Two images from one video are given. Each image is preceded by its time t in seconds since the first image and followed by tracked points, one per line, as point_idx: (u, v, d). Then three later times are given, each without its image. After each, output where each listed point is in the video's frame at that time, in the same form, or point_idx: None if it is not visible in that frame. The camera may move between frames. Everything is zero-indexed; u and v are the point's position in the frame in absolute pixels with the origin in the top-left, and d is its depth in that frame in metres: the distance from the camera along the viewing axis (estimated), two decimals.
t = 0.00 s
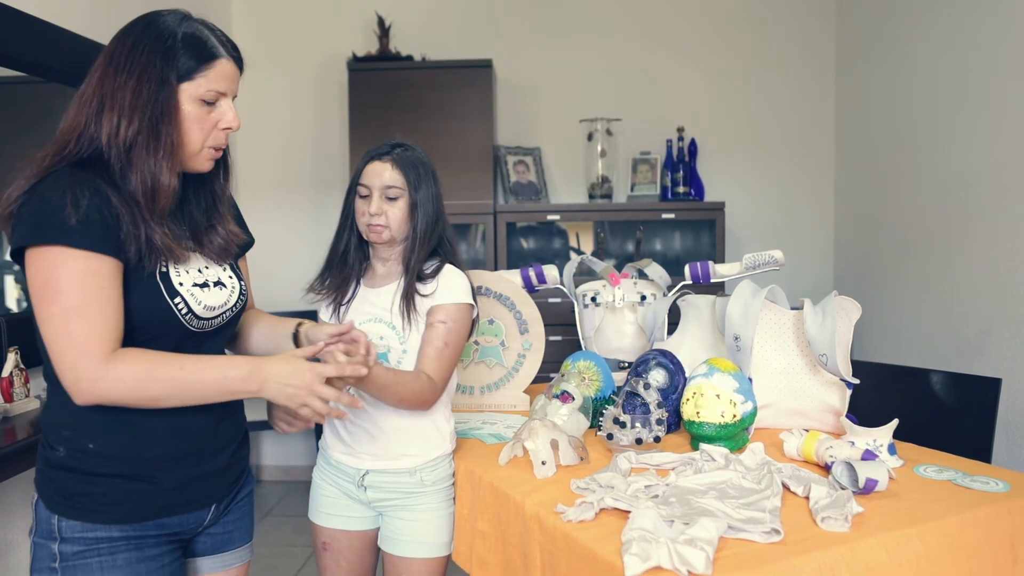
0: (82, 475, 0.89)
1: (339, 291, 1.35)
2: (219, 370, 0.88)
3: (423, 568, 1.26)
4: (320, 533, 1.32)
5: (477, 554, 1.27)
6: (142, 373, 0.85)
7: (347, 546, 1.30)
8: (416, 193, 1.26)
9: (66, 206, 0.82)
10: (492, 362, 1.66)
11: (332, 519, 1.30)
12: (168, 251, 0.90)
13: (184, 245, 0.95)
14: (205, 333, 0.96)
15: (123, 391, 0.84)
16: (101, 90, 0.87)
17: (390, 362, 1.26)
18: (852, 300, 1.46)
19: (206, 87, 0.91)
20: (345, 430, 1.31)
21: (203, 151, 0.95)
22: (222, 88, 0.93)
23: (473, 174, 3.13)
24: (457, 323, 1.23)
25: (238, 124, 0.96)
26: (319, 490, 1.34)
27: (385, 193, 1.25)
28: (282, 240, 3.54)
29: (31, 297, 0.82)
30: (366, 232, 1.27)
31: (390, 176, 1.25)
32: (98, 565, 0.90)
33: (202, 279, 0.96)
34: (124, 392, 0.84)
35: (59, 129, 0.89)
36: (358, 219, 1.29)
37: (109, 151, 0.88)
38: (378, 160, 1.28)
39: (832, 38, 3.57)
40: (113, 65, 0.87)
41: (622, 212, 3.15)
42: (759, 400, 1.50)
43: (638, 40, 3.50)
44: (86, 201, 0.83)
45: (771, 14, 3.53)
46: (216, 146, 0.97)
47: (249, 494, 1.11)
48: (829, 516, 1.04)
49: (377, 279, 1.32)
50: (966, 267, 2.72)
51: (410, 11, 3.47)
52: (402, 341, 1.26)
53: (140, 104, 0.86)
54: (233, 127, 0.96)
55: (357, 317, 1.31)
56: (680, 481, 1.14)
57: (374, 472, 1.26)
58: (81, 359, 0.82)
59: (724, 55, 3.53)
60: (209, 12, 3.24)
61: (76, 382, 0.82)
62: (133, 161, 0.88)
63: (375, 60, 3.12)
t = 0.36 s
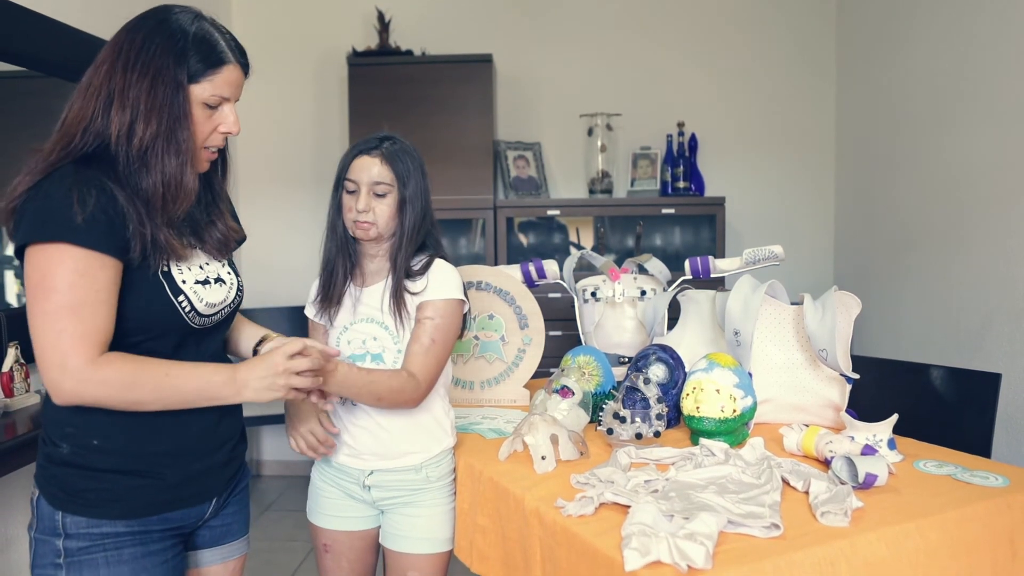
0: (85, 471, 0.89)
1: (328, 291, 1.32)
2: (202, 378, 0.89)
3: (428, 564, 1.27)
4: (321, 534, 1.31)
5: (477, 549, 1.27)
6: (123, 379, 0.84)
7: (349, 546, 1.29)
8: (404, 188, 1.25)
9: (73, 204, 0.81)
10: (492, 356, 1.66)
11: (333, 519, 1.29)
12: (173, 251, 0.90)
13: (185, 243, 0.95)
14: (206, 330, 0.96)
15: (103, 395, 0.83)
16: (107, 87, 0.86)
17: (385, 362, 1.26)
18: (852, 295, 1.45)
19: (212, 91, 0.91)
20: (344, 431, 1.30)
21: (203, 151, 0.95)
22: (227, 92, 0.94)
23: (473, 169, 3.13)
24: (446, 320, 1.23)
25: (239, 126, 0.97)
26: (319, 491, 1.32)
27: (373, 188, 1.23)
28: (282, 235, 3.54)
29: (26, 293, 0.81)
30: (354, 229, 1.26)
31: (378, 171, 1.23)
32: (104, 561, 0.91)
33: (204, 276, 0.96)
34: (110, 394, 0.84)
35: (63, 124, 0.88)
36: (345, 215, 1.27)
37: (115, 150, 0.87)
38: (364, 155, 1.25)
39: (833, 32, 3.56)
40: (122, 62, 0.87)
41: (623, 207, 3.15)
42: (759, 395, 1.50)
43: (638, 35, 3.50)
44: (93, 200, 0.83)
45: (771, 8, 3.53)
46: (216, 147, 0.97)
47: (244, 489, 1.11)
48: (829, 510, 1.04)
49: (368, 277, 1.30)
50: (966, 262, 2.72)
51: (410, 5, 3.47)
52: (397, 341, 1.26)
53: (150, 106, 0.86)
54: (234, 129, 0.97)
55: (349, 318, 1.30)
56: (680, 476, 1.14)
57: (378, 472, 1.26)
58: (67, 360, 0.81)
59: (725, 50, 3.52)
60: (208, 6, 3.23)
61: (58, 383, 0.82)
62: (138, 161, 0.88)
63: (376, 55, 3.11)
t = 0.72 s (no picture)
0: (82, 463, 0.89)
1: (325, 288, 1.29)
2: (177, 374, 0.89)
3: (435, 556, 1.27)
4: (324, 534, 1.29)
5: (479, 541, 1.27)
6: (100, 370, 0.83)
7: (352, 546, 1.28)
8: (402, 181, 1.24)
9: (59, 194, 0.81)
10: (493, 350, 1.66)
11: (337, 519, 1.28)
12: (163, 244, 0.90)
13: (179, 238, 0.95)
14: (202, 323, 0.96)
15: (79, 386, 0.82)
16: (101, 79, 0.86)
17: (392, 359, 1.26)
18: (853, 289, 1.46)
19: (206, 87, 0.91)
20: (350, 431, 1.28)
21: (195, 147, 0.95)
22: (221, 89, 0.93)
23: (474, 162, 3.13)
24: (452, 312, 1.23)
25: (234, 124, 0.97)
26: (320, 491, 1.31)
27: (371, 182, 1.23)
28: (284, 229, 3.54)
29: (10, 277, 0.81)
30: (351, 225, 1.24)
31: (376, 165, 1.22)
32: (100, 553, 0.91)
33: (201, 269, 0.96)
34: (87, 385, 0.83)
35: (59, 116, 0.88)
36: (342, 211, 1.26)
37: (105, 143, 0.87)
38: (361, 148, 1.24)
39: (835, 25, 3.55)
40: (116, 55, 0.86)
41: (624, 200, 3.14)
42: (760, 388, 1.50)
43: (640, 29, 3.49)
44: (79, 191, 0.83)
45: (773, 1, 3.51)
46: (209, 143, 0.97)
47: (249, 482, 1.11)
48: (829, 503, 1.04)
49: (368, 273, 1.29)
50: (968, 256, 2.71)
51: None
52: (404, 336, 1.26)
53: (141, 100, 0.86)
54: (229, 127, 0.97)
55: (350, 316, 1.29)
56: (681, 469, 1.15)
57: (384, 469, 1.25)
58: (41, 348, 0.80)
59: (726, 43, 3.51)
60: None
61: (31, 369, 0.81)
62: (128, 154, 0.88)
63: (377, 48, 3.11)
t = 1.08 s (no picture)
0: (100, 452, 0.90)
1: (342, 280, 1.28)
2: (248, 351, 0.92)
3: (451, 548, 1.27)
4: (339, 530, 1.27)
5: (491, 533, 1.27)
6: (176, 350, 0.87)
7: (367, 541, 1.27)
8: (426, 171, 1.24)
9: (89, 184, 0.82)
10: (505, 342, 1.66)
11: (353, 514, 1.27)
12: (187, 228, 0.91)
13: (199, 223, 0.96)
14: (222, 312, 0.97)
15: (156, 366, 0.85)
16: (110, 69, 0.87)
17: (413, 353, 1.26)
18: (867, 281, 1.45)
19: (210, 68, 0.91)
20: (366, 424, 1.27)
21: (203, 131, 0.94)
22: (227, 69, 0.93)
23: (486, 154, 3.13)
24: (473, 308, 1.24)
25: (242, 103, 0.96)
26: (335, 486, 1.29)
27: (395, 171, 1.23)
28: (296, 220, 3.56)
29: (59, 273, 0.83)
30: (374, 215, 1.24)
31: (400, 154, 1.23)
32: (118, 541, 0.91)
33: (221, 258, 0.97)
34: (161, 365, 0.86)
35: (77, 109, 0.89)
36: (364, 201, 1.25)
37: (123, 131, 0.88)
38: (384, 137, 1.25)
39: (849, 16, 3.51)
40: (121, 44, 0.87)
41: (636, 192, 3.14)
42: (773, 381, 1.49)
43: (652, 21, 3.48)
44: (108, 181, 0.84)
45: None
46: (220, 127, 0.96)
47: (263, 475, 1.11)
48: (842, 496, 1.03)
49: (389, 265, 1.29)
50: (983, 249, 2.69)
51: None
52: (425, 330, 1.26)
53: (153, 86, 0.86)
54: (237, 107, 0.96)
55: (370, 308, 1.29)
56: (693, 461, 1.14)
57: (402, 462, 1.24)
58: (114, 337, 0.83)
59: (739, 35, 3.49)
60: None
61: (107, 357, 0.83)
62: (144, 141, 0.88)
63: (389, 39, 3.11)
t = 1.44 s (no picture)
0: (111, 445, 0.90)
1: (354, 276, 1.27)
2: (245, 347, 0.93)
3: (458, 546, 1.27)
4: (346, 531, 1.27)
5: (497, 529, 1.27)
6: (157, 342, 0.87)
7: (376, 538, 1.27)
8: (441, 168, 1.25)
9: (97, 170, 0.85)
10: (511, 338, 1.66)
11: (361, 514, 1.26)
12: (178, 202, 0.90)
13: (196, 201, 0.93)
14: (232, 307, 0.97)
15: (138, 357, 0.86)
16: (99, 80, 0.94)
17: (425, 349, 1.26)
18: (875, 277, 1.43)
19: (155, 34, 0.91)
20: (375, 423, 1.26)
21: (169, 95, 0.92)
22: (173, 28, 0.92)
23: (493, 150, 3.13)
24: (487, 304, 1.26)
25: (200, 56, 0.92)
26: (342, 487, 1.28)
27: (409, 167, 1.23)
28: (303, 217, 3.56)
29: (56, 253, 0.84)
30: (389, 211, 1.24)
31: (415, 150, 1.23)
32: (129, 536, 0.92)
33: (232, 252, 0.97)
34: (148, 355, 0.86)
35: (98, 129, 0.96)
36: (378, 197, 1.25)
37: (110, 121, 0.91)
38: (398, 133, 1.25)
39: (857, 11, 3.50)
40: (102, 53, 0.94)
41: (643, 188, 3.13)
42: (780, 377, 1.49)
43: (659, 17, 3.47)
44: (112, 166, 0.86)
45: None
46: (191, 85, 0.93)
47: (276, 471, 1.11)
48: (850, 493, 1.03)
49: (402, 262, 1.28)
50: (992, 245, 2.68)
51: None
52: (439, 326, 1.26)
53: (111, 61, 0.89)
54: (201, 64, 0.93)
55: (381, 305, 1.28)
56: (700, 458, 1.14)
57: (412, 461, 1.24)
58: (97, 327, 0.84)
59: (746, 31, 3.48)
60: None
61: (92, 347, 0.85)
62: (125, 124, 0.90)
63: (396, 35, 3.11)
